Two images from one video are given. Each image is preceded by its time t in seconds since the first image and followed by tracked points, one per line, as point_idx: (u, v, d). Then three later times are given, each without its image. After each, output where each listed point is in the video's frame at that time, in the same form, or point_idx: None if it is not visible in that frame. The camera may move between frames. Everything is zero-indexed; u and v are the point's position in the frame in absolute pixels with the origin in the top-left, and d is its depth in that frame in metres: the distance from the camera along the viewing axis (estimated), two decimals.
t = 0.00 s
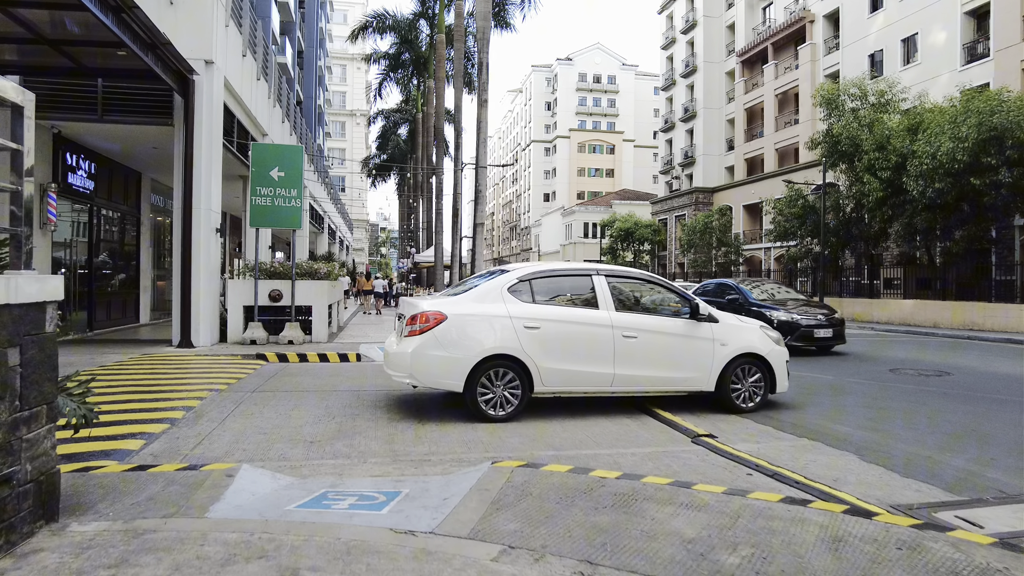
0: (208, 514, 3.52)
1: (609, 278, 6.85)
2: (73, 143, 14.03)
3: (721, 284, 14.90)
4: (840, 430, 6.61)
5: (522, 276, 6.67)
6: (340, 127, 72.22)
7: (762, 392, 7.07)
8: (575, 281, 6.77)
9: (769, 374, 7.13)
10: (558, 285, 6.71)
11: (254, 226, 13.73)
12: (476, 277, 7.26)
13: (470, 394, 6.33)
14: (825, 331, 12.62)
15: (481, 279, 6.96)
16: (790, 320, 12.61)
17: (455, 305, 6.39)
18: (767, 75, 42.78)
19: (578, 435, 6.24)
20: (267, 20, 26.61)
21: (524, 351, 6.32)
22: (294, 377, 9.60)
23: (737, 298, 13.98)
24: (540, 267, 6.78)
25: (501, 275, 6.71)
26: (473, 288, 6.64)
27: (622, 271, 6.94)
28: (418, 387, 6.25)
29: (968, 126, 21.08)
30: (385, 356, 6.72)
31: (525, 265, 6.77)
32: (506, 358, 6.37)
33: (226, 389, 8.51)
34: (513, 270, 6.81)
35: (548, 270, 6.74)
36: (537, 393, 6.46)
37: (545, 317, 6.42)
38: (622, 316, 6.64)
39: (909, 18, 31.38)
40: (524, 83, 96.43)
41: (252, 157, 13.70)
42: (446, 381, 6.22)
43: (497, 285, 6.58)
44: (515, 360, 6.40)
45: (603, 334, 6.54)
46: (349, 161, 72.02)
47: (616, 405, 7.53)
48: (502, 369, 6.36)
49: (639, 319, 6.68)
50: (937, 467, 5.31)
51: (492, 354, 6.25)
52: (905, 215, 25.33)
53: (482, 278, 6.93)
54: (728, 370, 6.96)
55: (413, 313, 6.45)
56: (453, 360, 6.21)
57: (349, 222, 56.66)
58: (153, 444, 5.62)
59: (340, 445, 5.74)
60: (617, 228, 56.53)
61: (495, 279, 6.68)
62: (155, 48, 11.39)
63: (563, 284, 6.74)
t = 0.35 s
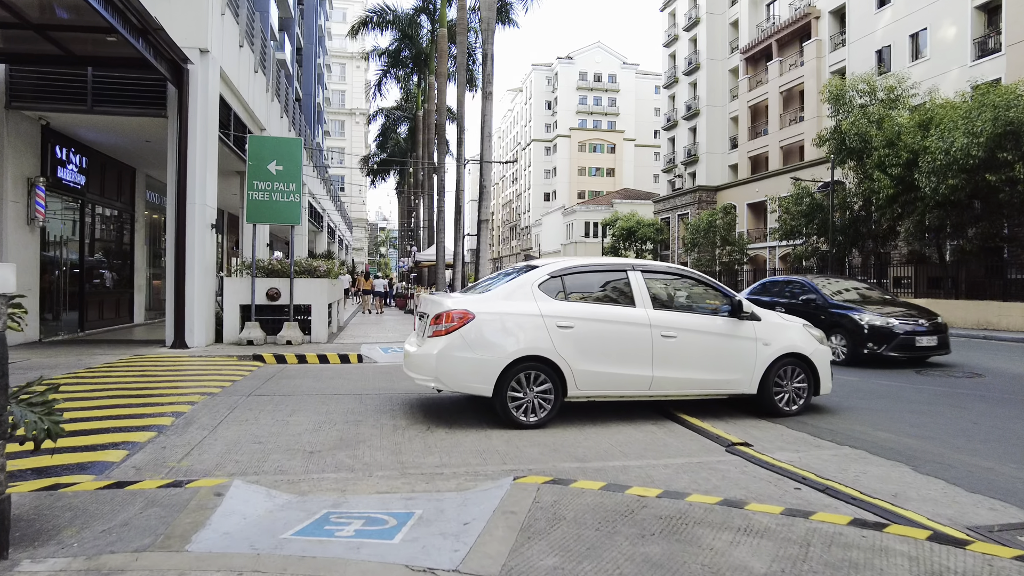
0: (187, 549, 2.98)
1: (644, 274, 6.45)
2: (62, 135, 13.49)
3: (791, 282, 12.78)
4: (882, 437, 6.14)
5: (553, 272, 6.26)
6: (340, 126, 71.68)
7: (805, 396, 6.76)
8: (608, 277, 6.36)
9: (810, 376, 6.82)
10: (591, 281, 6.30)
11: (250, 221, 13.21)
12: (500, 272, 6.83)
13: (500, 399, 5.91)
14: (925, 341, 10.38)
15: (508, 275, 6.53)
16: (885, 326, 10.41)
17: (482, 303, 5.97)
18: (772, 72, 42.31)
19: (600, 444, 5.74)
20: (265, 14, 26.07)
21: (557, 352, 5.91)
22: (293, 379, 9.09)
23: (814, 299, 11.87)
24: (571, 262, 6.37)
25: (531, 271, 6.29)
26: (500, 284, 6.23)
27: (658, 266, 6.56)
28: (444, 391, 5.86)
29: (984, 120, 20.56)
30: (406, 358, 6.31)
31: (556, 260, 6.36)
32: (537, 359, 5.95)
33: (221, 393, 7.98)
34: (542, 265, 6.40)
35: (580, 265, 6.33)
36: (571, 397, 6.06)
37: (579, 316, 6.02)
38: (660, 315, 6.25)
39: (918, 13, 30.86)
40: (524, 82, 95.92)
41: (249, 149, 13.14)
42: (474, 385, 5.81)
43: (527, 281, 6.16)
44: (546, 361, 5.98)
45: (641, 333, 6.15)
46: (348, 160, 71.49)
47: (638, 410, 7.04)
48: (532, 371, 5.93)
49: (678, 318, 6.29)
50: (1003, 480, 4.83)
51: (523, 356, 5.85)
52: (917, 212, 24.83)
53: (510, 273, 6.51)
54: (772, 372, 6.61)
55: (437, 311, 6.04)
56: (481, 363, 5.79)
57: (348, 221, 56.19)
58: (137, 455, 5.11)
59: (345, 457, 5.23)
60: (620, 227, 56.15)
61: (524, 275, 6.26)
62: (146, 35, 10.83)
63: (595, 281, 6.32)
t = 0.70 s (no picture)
0: None
1: (684, 279, 6.04)
2: (51, 131, 12.97)
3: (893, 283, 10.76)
4: (933, 458, 5.62)
5: (588, 278, 5.84)
6: (340, 125, 71.18)
7: (853, 409, 6.33)
8: (645, 283, 5.94)
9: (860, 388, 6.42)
10: (628, 287, 5.88)
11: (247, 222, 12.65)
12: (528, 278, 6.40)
13: (533, 418, 5.48)
14: None
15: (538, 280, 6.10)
16: None
17: (513, 312, 5.55)
18: (777, 70, 41.81)
19: (627, 469, 5.22)
20: (263, 10, 25.54)
21: (593, 365, 5.49)
22: (290, 390, 8.56)
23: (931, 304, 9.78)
24: (606, 267, 5.94)
25: (563, 276, 5.87)
26: (530, 292, 5.80)
27: (697, 270, 6.15)
28: (473, 407, 5.43)
29: (1001, 118, 20.03)
30: (429, 372, 5.89)
31: (591, 265, 5.94)
32: (573, 373, 5.52)
33: (214, 406, 7.44)
34: (575, 271, 5.97)
35: (616, 271, 5.91)
36: (609, 414, 5.62)
37: (616, 325, 5.59)
38: (701, 324, 5.84)
39: (928, 9, 30.33)
40: (525, 82, 95.37)
41: (246, 147, 12.61)
42: (505, 402, 5.38)
43: (559, 288, 5.73)
44: (583, 376, 5.56)
45: (682, 344, 5.73)
46: (348, 160, 70.99)
47: (665, 428, 6.51)
48: (568, 387, 5.50)
49: (721, 327, 5.88)
50: None
51: (558, 370, 5.43)
52: (929, 212, 24.29)
53: (539, 279, 6.08)
54: (820, 383, 6.21)
55: (464, 321, 5.61)
56: (513, 377, 5.36)
57: (348, 221, 55.73)
58: (116, 483, 4.60)
59: (348, 484, 4.71)
60: (623, 227, 55.70)
61: (555, 281, 5.83)
62: (136, 26, 10.32)
63: (632, 287, 5.90)
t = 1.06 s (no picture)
0: None
1: (738, 277, 5.63)
2: (45, 125, 12.51)
3: None
4: (1005, 474, 5.07)
5: (636, 276, 5.42)
6: (343, 124, 70.71)
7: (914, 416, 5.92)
8: (696, 282, 5.52)
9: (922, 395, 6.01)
10: (680, 285, 5.45)
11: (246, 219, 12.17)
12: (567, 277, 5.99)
13: (581, 429, 5.06)
14: None
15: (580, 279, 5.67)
16: None
17: (557, 313, 5.12)
18: (786, 67, 41.25)
19: (665, 490, 4.69)
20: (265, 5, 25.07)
21: (646, 371, 5.07)
22: (293, 396, 8.05)
23: None
24: (654, 266, 5.52)
25: (609, 275, 5.45)
26: (573, 292, 5.38)
27: (750, 267, 5.74)
28: (517, 417, 5.01)
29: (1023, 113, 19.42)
30: (464, 379, 5.48)
31: (638, 263, 5.52)
32: (624, 381, 5.10)
33: (210, 414, 6.90)
34: (621, 269, 5.55)
35: (666, 269, 5.49)
36: (661, 424, 5.20)
37: (669, 328, 5.18)
38: (758, 326, 5.44)
39: (942, 4, 29.73)
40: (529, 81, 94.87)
41: (246, 140, 12.11)
42: (551, 411, 4.97)
43: (606, 288, 5.30)
44: (633, 383, 5.13)
45: (738, 348, 5.33)
46: (351, 159, 70.53)
47: (701, 440, 5.97)
48: (619, 395, 5.08)
49: (779, 329, 5.48)
50: None
51: (608, 377, 5.01)
52: (946, 210, 23.70)
53: (581, 278, 5.66)
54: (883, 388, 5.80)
55: (503, 323, 5.19)
56: (560, 385, 4.94)
57: (351, 221, 55.30)
58: (95, 505, 4.08)
59: (355, 508, 4.18)
60: (628, 227, 55.15)
61: (601, 280, 5.41)
62: (130, 11, 9.79)
63: (683, 287, 5.48)
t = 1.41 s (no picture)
0: None
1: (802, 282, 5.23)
2: (35, 122, 12.04)
3: None
4: None
5: (696, 283, 5.01)
6: (345, 125, 70.22)
7: (990, 430, 5.51)
8: (758, 287, 5.12)
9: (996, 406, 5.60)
10: (742, 291, 5.06)
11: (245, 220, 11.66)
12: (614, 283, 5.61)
13: (640, 450, 4.65)
14: None
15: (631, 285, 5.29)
16: None
17: (613, 323, 4.73)
18: (794, 66, 40.70)
19: (705, 522, 4.17)
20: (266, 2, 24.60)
21: (710, 386, 4.67)
22: (292, 408, 7.54)
23: None
24: (713, 270, 5.13)
25: (665, 281, 5.05)
26: (626, 300, 4.97)
27: (813, 272, 5.35)
28: (572, 437, 4.61)
29: None
30: (510, 395, 5.09)
31: (696, 268, 5.12)
32: (687, 397, 4.70)
33: (202, 429, 6.38)
34: (677, 273, 5.16)
35: (726, 275, 5.10)
36: (725, 443, 4.81)
37: (734, 338, 4.78)
38: (826, 335, 5.06)
39: None
40: (532, 81, 94.41)
41: (244, 138, 11.60)
42: (610, 431, 4.57)
43: (664, 295, 4.90)
44: (697, 398, 4.73)
45: (807, 359, 4.95)
46: (354, 160, 70.07)
47: (739, 463, 5.44)
48: (682, 412, 4.67)
49: (847, 339, 5.10)
50: None
51: (672, 392, 4.61)
52: (964, 209, 23.10)
53: (633, 284, 5.27)
54: (954, 402, 5.41)
55: (555, 334, 4.80)
56: (618, 402, 4.55)
57: (353, 222, 54.82)
58: (62, 544, 3.58)
59: (357, 546, 3.67)
60: (634, 227, 54.64)
61: (657, 286, 5.00)
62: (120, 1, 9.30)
63: (745, 293, 5.08)
